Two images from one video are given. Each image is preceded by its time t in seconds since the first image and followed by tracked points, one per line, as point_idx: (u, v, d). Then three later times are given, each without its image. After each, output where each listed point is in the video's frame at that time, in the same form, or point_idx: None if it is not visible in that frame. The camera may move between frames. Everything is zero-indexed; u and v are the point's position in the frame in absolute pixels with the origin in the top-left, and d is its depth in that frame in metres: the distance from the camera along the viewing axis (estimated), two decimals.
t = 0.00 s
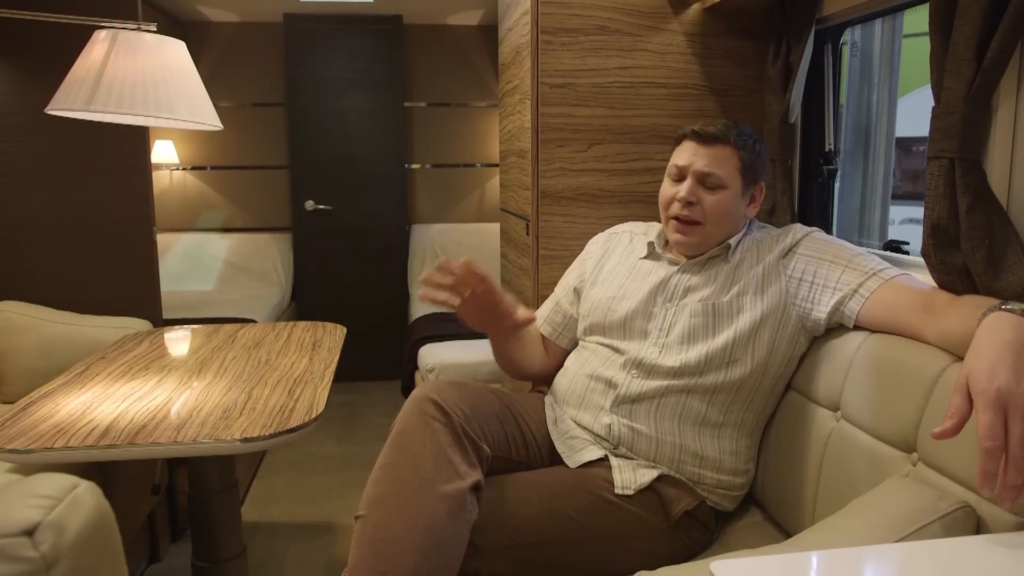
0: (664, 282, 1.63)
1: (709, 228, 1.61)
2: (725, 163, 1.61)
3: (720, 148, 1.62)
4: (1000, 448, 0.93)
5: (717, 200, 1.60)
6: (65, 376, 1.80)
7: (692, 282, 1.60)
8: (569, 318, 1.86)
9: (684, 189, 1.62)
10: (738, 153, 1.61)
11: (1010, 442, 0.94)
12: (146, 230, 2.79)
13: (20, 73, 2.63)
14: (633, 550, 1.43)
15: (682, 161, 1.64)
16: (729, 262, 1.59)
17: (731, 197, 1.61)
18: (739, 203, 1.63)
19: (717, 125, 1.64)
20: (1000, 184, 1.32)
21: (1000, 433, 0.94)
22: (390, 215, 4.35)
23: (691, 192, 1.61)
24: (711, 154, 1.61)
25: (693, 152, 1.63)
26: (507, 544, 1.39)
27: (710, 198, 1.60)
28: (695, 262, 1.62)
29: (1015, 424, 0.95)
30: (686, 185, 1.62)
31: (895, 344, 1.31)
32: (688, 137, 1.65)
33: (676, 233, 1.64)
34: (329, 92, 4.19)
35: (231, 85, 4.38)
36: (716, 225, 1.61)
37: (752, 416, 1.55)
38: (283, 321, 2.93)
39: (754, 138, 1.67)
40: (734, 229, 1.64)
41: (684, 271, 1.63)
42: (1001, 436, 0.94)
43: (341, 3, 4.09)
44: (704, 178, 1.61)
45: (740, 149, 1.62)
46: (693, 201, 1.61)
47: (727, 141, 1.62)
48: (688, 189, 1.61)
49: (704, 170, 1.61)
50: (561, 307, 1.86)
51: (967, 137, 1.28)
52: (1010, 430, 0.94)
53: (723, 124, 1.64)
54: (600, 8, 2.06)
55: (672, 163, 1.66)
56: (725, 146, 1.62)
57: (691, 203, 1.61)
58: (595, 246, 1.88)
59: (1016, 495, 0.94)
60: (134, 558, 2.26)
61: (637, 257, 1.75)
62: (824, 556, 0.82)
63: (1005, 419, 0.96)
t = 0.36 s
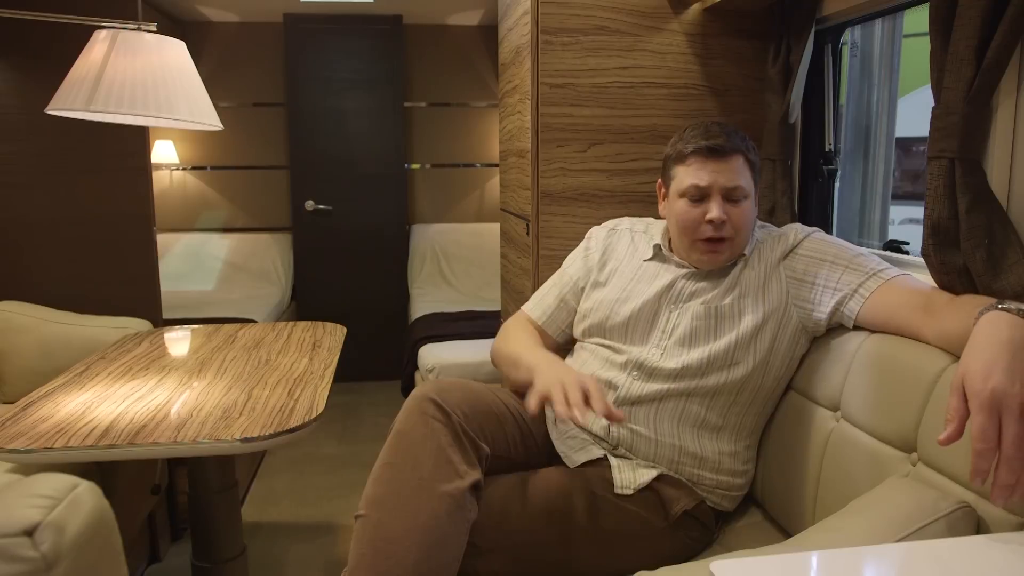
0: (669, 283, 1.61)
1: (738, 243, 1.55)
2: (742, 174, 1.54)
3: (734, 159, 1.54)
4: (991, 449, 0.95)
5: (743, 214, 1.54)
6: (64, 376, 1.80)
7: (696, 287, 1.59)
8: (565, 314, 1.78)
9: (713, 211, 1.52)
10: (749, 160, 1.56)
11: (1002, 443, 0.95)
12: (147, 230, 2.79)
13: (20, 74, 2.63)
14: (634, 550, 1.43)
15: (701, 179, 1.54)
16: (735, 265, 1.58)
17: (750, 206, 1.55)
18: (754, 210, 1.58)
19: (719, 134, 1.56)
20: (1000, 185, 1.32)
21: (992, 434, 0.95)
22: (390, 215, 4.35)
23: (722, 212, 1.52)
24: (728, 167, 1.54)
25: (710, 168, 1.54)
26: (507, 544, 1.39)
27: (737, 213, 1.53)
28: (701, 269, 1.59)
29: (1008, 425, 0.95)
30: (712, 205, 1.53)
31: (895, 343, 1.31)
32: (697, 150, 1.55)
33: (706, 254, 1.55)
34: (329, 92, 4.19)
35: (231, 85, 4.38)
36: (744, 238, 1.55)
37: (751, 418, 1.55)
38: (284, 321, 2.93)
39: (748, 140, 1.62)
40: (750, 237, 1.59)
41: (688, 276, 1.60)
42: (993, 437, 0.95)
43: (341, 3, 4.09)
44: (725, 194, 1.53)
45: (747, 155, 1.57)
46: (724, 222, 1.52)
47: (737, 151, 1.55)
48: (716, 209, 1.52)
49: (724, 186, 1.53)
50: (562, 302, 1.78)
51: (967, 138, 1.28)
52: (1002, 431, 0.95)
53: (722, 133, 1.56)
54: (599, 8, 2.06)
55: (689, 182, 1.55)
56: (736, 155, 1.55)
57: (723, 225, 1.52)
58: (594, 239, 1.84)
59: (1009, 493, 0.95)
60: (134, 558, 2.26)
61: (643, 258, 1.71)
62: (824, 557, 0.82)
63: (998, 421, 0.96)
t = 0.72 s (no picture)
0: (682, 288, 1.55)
1: (749, 243, 1.51)
2: (749, 174, 1.51)
3: (742, 159, 1.51)
4: (979, 461, 0.97)
5: (754, 214, 1.50)
6: (64, 376, 1.80)
7: (709, 295, 1.54)
8: (591, 313, 1.58)
9: (724, 213, 1.48)
10: (754, 160, 1.53)
11: (991, 455, 0.97)
12: (147, 230, 2.79)
13: (20, 74, 2.63)
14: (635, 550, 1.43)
15: (709, 181, 1.50)
16: (748, 271, 1.54)
17: (759, 206, 1.52)
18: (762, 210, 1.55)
19: (725, 135, 1.52)
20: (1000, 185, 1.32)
21: (982, 449, 0.96)
22: (390, 215, 4.35)
23: (733, 213, 1.48)
24: (735, 168, 1.50)
25: (718, 169, 1.50)
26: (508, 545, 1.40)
27: (748, 214, 1.50)
28: (711, 275, 1.55)
29: (998, 439, 0.96)
30: (723, 206, 1.49)
31: (895, 344, 1.32)
32: (704, 152, 1.51)
33: (719, 256, 1.51)
34: (329, 92, 4.19)
35: (231, 85, 4.38)
36: (755, 238, 1.52)
37: (756, 422, 1.55)
38: (284, 321, 2.93)
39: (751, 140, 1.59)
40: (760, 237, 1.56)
41: (701, 285, 1.55)
42: (983, 450, 0.97)
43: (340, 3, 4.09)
44: (734, 194, 1.50)
45: (753, 154, 1.54)
46: (736, 223, 1.48)
47: (744, 151, 1.52)
48: (726, 210, 1.49)
49: (734, 186, 1.49)
50: (591, 299, 1.59)
51: (966, 138, 1.28)
52: (992, 445, 0.97)
53: (729, 134, 1.53)
54: (599, 8, 2.06)
55: (697, 185, 1.51)
56: (743, 155, 1.52)
57: (735, 225, 1.48)
58: (605, 223, 1.71)
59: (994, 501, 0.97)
60: (134, 558, 2.26)
61: (659, 259, 1.60)
62: (824, 556, 0.82)
63: (989, 437, 0.97)
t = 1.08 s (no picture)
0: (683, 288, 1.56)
1: (742, 225, 1.53)
2: (734, 158, 1.55)
3: (724, 145, 1.56)
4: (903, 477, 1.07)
5: (742, 195, 1.53)
6: (64, 376, 1.80)
7: (710, 294, 1.55)
8: (607, 309, 1.57)
9: (711, 193, 1.51)
10: (739, 146, 1.57)
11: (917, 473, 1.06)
12: (146, 230, 2.79)
13: (20, 74, 2.63)
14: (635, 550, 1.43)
15: (693, 166, 1.55)
16: (747, 269, 1.54)
17: (748, 189, 1.55)
18: (755, 195, 1.57)
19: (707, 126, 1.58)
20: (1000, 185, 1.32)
21: (910, 471, 1.06)
22: (390, 215, 4.35)
23: (720, 192, 1.51)
24: (718, 151, 1.55)
25: (701, 155, 1.55)
26: (509, 545, 1.40)
27: (736, 195, 1.52)
28: (711, 272, 1.56)
29: (929, 465, 1.04)
30: (709, 188, 1.52)
31: (894, 343, 1.32)
32: (685, 142, 1.57)
33: (715, 240, 1.52)
34: (329, 92, 4.19)
35: (231, 85, 4.38)
36: (747, 220, 1.53)
37: (757, 422, 1.55)
38: (284, 321, 2.93)
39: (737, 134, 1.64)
40: (755, 223, 1.57)
41: (702, 282, 1.56)
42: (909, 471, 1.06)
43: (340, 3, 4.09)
44: (720, 177, 1.53)
45: (738, 142, 1.58)
46: (724, 203, 1.51)
47: (726, 138, 1.57)
48: (713, 191, 1.52)
49: (718, 169, 1.53)
50: (602, 297, 1.57)
51: (964, 137, 1.28)
52: (921, 468, 1.05)
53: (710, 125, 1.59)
54: (599, 8, 2.06)
55: (683, 171, 1.55)
56: (726, 142, 1.56)
57: (724, 206, 1.51)
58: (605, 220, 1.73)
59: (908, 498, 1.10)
60: (134, 558, 2.26)
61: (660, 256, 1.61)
62: (824, 556, 0.82)
63: (917, 462, 1.05)
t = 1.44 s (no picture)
0: (678, 287, 1.56)
1: (727, 222, 1.54)
2: (714, 155, 1.56)
3: (702, 143, 1.57)
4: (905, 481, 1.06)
5: (724, 191, 1.53)
6: (64, 376, 1.80)
7: (704, 292, 1.55)
8: (602, 305, 1.57)
9: (694, 193, 1.52)
10: (719, 143, 1.58)
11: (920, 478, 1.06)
12: (146, 230, 2.79)
13: (21, 75, 2.63)
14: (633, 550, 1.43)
15: (674, 167, 1.56)
16: (739, 268, 1.55)
17: (731, 184, 1.55)
18: (738, 189, 1.57)
19: (685, 127, 1.59)
20: (1000, 184, 1.32)
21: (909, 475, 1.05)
22: (390, 215, 4.35)
23: (702, 192, 1.52)
24: (697, 151, 1.56)
25: (680, 156, 1.56)
26: (508, 545, 1.40)
27: (717, 191, 1.53)
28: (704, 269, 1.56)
29: (928, 468, 1.04)
30: (690, 187, 1.53)
31: (892, 344, 1.32)
32: (663, 145, 1.58)
33: (703, 239, 1.53)
34: (329, 92, 4.19)
35: (231, 85, 4.38)
36: (731, 215, 1.54)
37: (756, 422, 1.55)
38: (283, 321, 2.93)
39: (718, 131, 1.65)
40: (741, 217, 1.58)
41: (696, 280, 1.56)
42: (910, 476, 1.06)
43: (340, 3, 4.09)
44: (700, 175, 1.54)
45: (717, 139, 1.59)
46: (706, 201, 1.52)
47: (705, 137, 1.57)
48: (694, 190, 1.53)
49: (697, 168, 1.54)
50: (599, 295, 1.57)
51: (963, 137, 1.28)
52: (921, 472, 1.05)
53: (688, 126, 1.60)
54: (599, 8, 2.06)
55: (665, 173, 1.57)
56: (705, 140, 1.57)
57: (706, 204, 1.52)
58: (602, 224, 1.74)
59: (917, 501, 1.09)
60: (134, 558, 2.26)
61: (653, 254, 1.62)
62: (823, 557, 0.82)
63: (917, 467, 1.05)
